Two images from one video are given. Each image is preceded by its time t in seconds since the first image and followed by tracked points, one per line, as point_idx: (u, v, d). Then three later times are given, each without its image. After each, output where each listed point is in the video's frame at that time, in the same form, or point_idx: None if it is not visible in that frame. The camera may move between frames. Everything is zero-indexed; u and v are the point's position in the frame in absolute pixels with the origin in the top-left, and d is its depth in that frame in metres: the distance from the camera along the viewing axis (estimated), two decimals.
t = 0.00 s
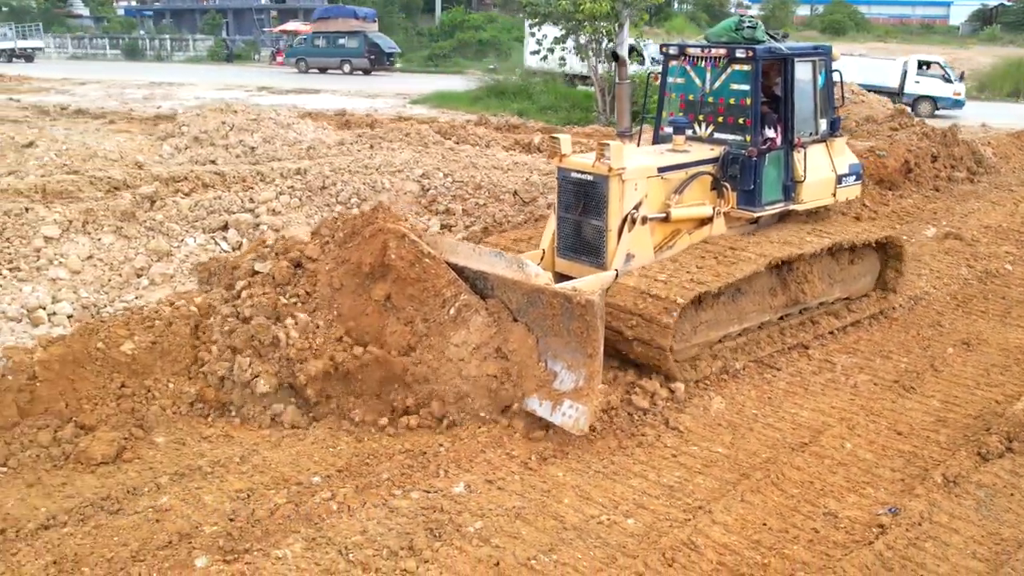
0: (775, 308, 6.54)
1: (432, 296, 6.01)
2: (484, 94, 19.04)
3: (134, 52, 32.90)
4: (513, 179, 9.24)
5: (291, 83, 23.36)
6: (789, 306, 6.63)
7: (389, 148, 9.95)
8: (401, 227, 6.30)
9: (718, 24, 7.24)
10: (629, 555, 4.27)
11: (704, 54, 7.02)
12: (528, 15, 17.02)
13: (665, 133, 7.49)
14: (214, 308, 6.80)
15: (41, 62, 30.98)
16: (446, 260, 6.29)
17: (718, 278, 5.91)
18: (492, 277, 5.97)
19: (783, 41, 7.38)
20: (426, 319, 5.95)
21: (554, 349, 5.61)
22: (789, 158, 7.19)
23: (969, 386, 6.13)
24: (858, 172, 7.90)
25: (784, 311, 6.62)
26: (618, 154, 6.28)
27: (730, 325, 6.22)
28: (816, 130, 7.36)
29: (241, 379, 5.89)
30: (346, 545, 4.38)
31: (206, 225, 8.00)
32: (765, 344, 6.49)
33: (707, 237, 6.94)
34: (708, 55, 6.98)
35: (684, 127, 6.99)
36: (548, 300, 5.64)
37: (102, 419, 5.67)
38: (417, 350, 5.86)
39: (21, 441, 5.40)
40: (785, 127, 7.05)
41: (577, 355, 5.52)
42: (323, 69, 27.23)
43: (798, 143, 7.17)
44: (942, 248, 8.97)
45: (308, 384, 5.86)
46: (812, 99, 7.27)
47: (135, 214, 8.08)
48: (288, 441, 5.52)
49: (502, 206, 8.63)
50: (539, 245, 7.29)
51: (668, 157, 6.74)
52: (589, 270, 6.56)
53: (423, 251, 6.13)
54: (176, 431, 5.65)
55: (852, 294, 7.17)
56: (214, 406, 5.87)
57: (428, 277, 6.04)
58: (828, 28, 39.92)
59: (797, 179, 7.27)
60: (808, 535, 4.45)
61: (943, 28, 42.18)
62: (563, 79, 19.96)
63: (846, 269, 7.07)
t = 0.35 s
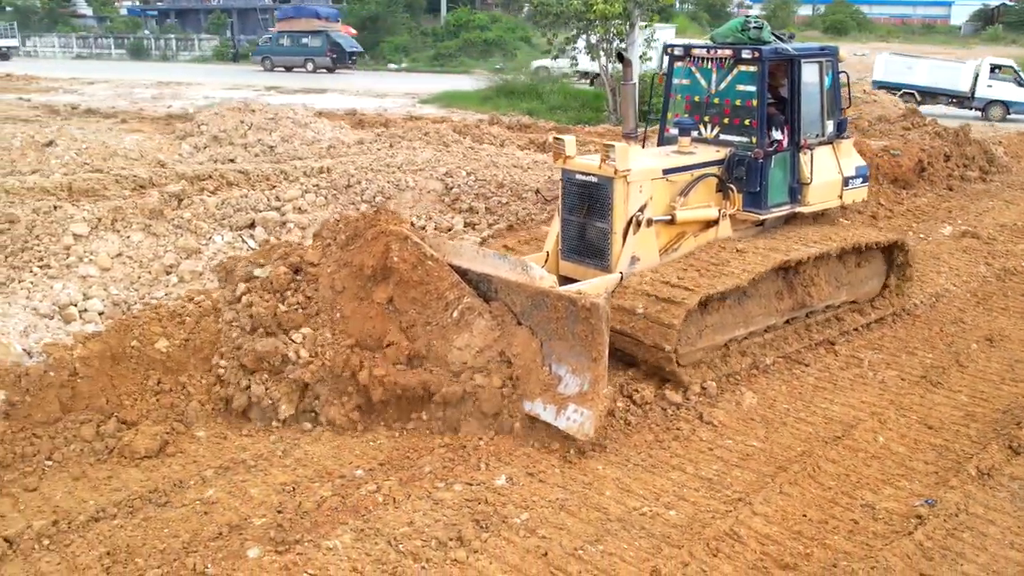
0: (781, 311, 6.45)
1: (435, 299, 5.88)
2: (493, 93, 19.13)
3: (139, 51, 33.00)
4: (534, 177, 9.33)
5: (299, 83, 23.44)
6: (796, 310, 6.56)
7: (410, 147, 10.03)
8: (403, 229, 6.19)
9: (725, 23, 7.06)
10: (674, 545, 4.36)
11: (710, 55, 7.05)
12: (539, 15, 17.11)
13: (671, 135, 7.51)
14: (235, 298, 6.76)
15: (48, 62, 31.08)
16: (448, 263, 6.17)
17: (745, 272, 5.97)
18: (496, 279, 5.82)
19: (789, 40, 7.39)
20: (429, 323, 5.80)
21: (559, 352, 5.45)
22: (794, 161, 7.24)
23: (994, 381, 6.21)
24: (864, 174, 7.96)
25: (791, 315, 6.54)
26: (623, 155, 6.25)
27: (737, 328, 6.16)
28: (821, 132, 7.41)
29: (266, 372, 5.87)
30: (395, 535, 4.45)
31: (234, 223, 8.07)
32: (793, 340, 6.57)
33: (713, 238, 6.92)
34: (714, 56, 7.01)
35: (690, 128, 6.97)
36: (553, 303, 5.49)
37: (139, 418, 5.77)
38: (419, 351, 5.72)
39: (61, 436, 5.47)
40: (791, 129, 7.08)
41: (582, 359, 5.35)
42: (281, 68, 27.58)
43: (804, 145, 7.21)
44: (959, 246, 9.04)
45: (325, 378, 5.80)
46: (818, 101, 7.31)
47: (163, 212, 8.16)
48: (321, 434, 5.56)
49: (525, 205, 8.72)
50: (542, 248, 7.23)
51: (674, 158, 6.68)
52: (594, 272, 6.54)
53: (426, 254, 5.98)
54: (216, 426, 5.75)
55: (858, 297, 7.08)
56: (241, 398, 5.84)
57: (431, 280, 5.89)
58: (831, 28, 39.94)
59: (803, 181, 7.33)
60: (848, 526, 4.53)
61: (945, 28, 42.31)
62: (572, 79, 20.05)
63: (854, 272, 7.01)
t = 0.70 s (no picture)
0: (788, 314, 6.45)
1: (438, 302, 5.80)
2: (502, 93, 19.22)
3: (144, 51, 33.09)
4: (555, 176, 9.43)
5: (307, 82, 23.53)
6: (803, 312, 6.55)
7: (431, 145, 10.11)
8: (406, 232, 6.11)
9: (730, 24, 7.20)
10: (718, 534, 4.46)
11: (715, 56, 7.03)
12: (549, 14, 17.21)
13: (676, 136, 7.54)
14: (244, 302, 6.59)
15: (54, 61, 31.16)
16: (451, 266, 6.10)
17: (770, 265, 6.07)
18: (500, 282, 5.78)
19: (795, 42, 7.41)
20: (432, 326, 5.74)
21: (564, 357, 5.43)
22: (801, 162, 7.20)
23: (1020, 375, 6.30)
24: (872, 176, 7.89)
25: (798, 317, 6.54)
26: (629, 156, 6.21)
27: (743, 331, 6.14)
28: (828, 131, 7.36)
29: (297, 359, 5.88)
30: (443, 525, 4.54)
31: (261, 220, 8.16)
32: (819, 336, 6.68)
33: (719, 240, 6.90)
34: (719, 57, 6.99)
35: (695, 129, 7.00)
36: (557, 306, 5.46)
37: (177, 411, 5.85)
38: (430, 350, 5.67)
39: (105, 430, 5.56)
40: (798, 131, 7.05)
41: (587, 363, 5.33)
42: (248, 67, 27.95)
43: (810, 146, 7.17)
44: (976, 244, 9.11)
45: (344, 376, 5.74)
46: (825, 102, 7.28)
47: (192, 209, 8.25)
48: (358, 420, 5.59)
49: (548, 203, 8.82)
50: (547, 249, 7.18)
51: (679, 160, 6.67)
52: (599, 274, 6.50)
53: (429, 256, 5.91)
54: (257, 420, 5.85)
55: (865, 299, 7.07)
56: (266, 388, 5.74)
57: (434, 283, 5.82)
58: (833, 28, 39.96)
59: (810, 183, 7.28)
60: (886, 515, 4.63)
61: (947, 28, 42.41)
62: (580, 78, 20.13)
63: (861, 273, 6.99)
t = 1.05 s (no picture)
0: (794, 315, 6.46)
1: (442, 306, 5.85)
2: (511, 92, 19.31)
3: (150, 51, 33.21)
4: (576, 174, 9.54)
5: (315, 82, 23.63)
6: (809, 314, 6.57)
7: (452, 144, 10.22)
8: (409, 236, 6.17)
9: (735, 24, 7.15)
10: (760, 521, 4.57)
11: (719, 56, 7.06)
12: (560, 14, 17.30)
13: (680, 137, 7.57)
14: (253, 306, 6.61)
15: (60, 61, 31.24)
16: (456, 269, 6.13)
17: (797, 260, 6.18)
18: (504, 284, 5.77)
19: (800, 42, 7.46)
20: (437, 329, 5.79)
21: (569, 360, 5.42)
22: (806, 162, 7.26)
23: None
24: (877, 177, 8.02)
25: (804, 319, 6.55)
26: (634, 156, 6.21)
27: (750, 333, 6.16)
28: (834, 132, 7.46)
29: (326, 355, 5.99)
30: (491, 513, 4.66)
31: (289, 218, 8.27)
32: (845, 331, 6.82)
33: (724, 241, 6.92)
34: (724, 57, 7.03)
35: (699, 130, 6.94)
36: (563, 309, 5.44)
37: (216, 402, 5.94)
38: (434, 354, 5.70)
39: (148, 424, 5.68)
40: (803, 131, 7.10)
41: (593, 366, 5.32)
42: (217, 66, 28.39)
43: (816, 147, 7.22)
44: (992, 241, 9.20)
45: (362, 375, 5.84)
46: (831, 103, 7.34)
47: (221, 207, 8.35)
48: (391, 411, 5.67)
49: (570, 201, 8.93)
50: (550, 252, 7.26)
51: (683, 161, 6.68)
52: (604, 276, 6.50)
53: (433, 259, 5.99)
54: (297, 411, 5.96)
55: (869, 301, 7.11)
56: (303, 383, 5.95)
57: (438, 286, 5.88)
58: (836, 28, 39.97)
59: (816, 183, 7.33)
60: (923, 503, 4.75)
61: (949, 28, 42.51)
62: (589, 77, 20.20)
63: (865, 276, 7.05)
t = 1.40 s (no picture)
0: (800, 317, 6.44)
1: (448, 307, 5.80)
2: (521, 91, 19.46)
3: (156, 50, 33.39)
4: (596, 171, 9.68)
5: (324, 81, 23.79)
6: (815, 315, 6.55)
7: (473, 142, 10.36)
8: (415, 236, 6.05)
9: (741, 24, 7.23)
10: (800, 507, 4.72)
11: (725, 57, 7.02)
12: (571, 14, 17.45)
13: (685, 137, 7.51)
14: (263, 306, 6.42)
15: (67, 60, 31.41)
16: (461, 270, 6.09)
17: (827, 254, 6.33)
18: (509, 285, 5.73)
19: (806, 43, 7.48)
20: (442, 331, 5.75)
21: (575, 361, 5.45)
22: (812, 162, 7.26)
23: None
24: (882, 178, 8.10)
25: (810, 321, 6.53)
26: (639, 156, 6.21)
27: (756, 334, 6.14)
28: (839, 133, 7.49)
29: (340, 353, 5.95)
30: (537, 500, 4.79)
31: (318, 215, 8.40)
32: (870, 325, 6.96)
33: (730, 242, 6.90)
34: (729, 57, 6.98)
35: (705, 129, 6.83)
36: (568, 310, 5.44)
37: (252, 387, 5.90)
38: (435, 357, 5.69)
39: (190, 413, 5.79)
40: (808, 132, 7.11)
41: (599, 368, 5.35)
42: (187, 61, 29.33)
43: (821, 147, 7.23)
44: (1008, 239, 9.33)
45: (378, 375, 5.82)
46: (835, 104, 7.36)
47: (251, 204, 8.48)
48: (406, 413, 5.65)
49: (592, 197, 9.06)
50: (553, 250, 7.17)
51: (689, 161, 6.63)
52: (609, 277, 6.52)
53: (438, 261, 5.89)
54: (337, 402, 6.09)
55: (875, 301, 7.09)
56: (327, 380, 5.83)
57: (444, 288, 5.82)
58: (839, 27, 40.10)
59: (821, 184, 7.35)
60: (956, 489, 4.89)
61: (949, 28, 42.69)
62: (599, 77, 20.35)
63: (870, 277, 7.03)
